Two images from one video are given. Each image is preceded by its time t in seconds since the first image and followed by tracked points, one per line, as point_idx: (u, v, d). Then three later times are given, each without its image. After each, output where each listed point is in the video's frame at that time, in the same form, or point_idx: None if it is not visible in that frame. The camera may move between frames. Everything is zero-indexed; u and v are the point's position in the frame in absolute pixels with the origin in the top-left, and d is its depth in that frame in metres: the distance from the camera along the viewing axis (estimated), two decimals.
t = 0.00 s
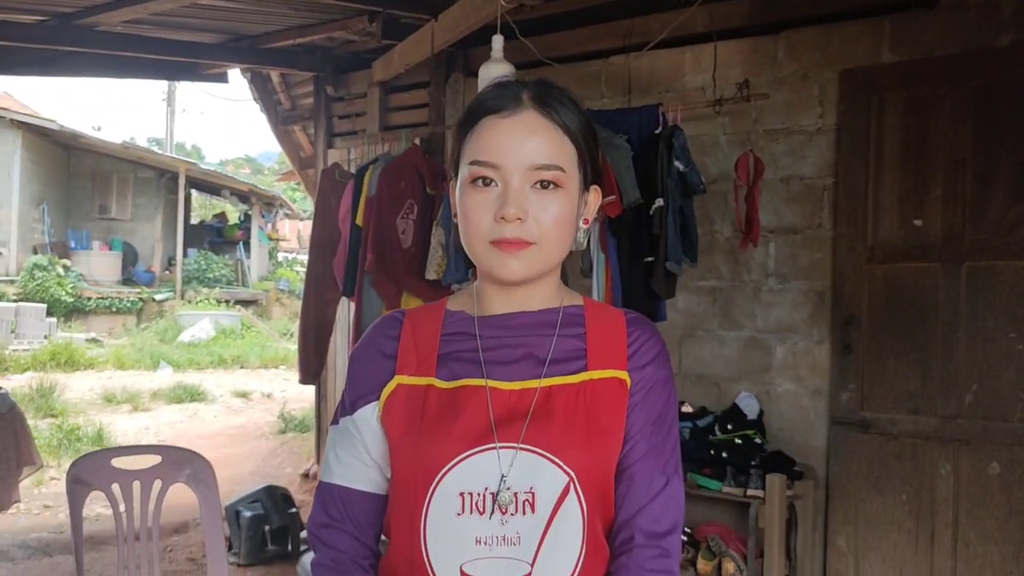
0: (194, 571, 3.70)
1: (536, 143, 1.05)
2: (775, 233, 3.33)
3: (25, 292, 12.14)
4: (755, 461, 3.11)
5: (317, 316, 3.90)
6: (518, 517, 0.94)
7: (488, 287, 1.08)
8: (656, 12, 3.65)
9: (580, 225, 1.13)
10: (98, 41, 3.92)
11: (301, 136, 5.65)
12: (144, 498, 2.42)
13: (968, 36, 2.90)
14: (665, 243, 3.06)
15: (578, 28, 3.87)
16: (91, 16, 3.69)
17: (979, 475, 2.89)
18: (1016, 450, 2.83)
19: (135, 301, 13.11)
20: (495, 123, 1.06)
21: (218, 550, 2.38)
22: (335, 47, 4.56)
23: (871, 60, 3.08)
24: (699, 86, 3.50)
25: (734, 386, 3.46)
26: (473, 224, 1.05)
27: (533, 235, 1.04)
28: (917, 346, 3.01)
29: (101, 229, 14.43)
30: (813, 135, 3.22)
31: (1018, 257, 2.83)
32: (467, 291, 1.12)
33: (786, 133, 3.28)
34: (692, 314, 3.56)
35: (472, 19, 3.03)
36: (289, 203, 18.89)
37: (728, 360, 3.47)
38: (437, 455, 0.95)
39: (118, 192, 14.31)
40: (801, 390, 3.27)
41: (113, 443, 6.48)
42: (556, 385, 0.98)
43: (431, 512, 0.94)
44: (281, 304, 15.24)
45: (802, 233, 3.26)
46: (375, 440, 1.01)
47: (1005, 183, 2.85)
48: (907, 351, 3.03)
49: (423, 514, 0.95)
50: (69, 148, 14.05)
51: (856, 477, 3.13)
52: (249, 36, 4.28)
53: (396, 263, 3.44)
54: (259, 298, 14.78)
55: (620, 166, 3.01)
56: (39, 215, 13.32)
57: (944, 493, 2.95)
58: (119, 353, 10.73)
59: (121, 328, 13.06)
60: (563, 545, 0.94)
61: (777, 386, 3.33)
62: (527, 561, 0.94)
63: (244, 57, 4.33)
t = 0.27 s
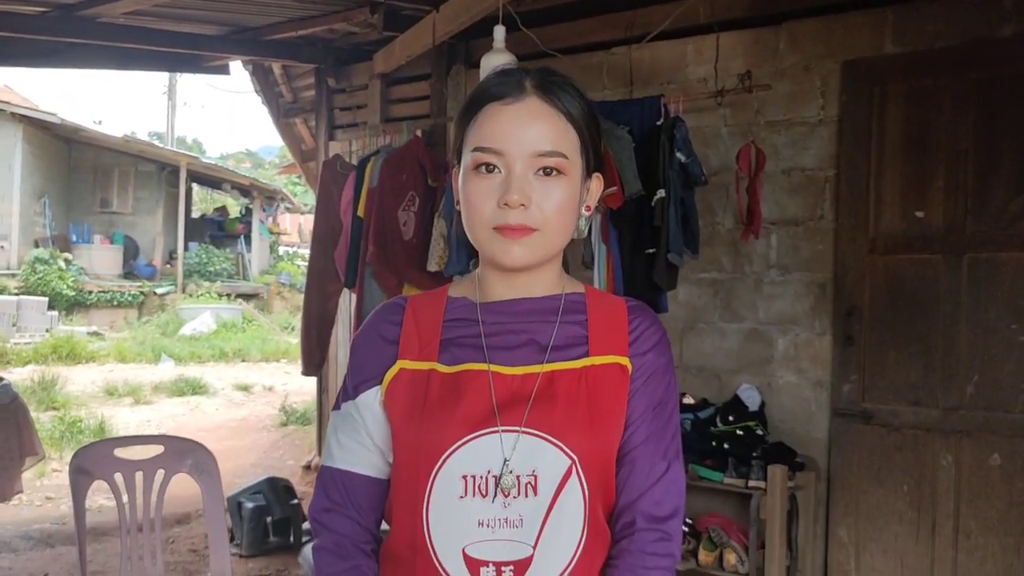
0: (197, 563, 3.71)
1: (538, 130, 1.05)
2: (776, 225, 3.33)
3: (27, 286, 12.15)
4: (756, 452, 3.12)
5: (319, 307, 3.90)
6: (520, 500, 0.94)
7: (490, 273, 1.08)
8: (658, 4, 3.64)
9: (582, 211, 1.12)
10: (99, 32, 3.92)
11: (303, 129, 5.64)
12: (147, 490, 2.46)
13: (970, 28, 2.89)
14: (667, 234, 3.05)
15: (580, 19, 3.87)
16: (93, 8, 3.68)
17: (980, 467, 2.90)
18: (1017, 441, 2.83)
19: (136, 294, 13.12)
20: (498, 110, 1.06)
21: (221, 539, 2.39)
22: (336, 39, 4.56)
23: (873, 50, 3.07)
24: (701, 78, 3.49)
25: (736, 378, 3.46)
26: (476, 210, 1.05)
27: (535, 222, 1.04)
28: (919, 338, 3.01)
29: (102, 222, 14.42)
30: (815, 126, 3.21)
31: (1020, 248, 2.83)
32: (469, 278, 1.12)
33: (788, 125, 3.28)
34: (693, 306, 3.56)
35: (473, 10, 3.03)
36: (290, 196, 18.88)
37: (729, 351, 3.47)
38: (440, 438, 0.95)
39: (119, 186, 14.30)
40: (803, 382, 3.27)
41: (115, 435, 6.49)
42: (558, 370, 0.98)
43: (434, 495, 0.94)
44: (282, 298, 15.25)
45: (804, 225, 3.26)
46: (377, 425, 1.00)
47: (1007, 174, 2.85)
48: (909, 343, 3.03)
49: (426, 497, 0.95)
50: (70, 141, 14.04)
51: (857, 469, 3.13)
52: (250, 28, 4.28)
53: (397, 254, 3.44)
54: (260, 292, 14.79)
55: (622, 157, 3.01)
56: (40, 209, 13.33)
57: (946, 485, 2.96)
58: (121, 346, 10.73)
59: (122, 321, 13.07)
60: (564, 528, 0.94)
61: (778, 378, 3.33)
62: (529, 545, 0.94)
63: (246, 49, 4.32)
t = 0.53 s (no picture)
0: (200, 555, 3.72)
1: (544, 121, 1.05)
2: (778, 218, 3.33)
3: (28, 281, 12.16)
4: (758, 445, 3.12)
5: (320, 300, 3.90)
6: (519, 486, 0.91)
7: (491, 263, 1.08)
8: None
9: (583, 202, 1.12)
10: (101, 26, 3.92)
11: (304, 123, 5.65)
12: (150, 482, 2.44)
13: (973, 20, 2.88)
14: (668, 228, 3.05)
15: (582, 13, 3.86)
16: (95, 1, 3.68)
17: (982, 459, 2.90)
18: (1019, 433, 2.84)
19: (138, 290, 13.14)
20: (503, 100, 1.06)
21: (225, 530, 2.39)
22: (337, 33, 4.56)
23: (875, 44, 3.07)
24: (703, 71, 3.49)
25: (738, 371, 3.46)
26: (480, 200, 1.04)
27: (539, 212, 1.04)
28: (920, 330, 3.01)
29: (103, 218, 14.43)
30: (817, 119, 3.21)
31: (1021, 241, 2.83)
32: (469, 268, 1.12)
33: (790, 118, 3.27)
34: (695, 300, 3.56)
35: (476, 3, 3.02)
36: (291, 192, 18.90)
37: (731, 344, 3.47)
38: (438, 425, 0.92)
39: (120, 181, 14.31)
40: (805, 375, 3.27)
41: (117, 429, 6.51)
42: (557, 357, 0.95)
43: (432, 484, 0.91)
44: (283, 294, 15.28)
45: (806, 218, 3.25)
46: (378, 414, 0.97)
47: (1010, 167, 2.85)
48: (911, 336, 3.03)
49: (424, 485, 0.91)
50: (71, 137, 14.04)
51: (859, 462, 3.13)
52: (251, 22, 4.28)
53: (399, 248, 3.44)
54: (262, 287, 14.81)
55: (623, 150, 3.01)
56: (42, 204, 13.33)
57: (948, 478, 2.96)
58: (123, 341, 10.75)
59: (124, 317, 13.08)
60: (564, 514, 0.91)
61: (780, 371, 3.33)
62: (528, 530, 0.91)
63: (248, 43, 4.32)
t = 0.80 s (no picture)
0: (204, 550, 3.72)
1: (549, 107, 1.05)
2: (781, 211, 3.33)
3: (30, 278, 12.16)
4: (761, 438, 3.11)
5: (323, 295, 3.90)
6: (523, 470, 0.91)
7: (497, 249, 1.08)
8: None
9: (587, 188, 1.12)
10: (103, 22, 3.92)
11: (306, 120, 5.65)
12: (154, 475, 2.44)
13: (977, 13, 2.89)
14: (670, 221, 3.04)
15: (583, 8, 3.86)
16: None
17: (984, 451, 2.90)
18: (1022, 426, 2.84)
19: (140, 287, 13.14)
20: (508, 86, 1.06)
21: (228, 523, 2.40)
22: (339, 29, 4.56)
23: (878, 38, 3.08)
24: (705, 65, 3.49)
25: (740, 364, 3.46)
26: (486, 186, 1.05)
27: (545, 197, 1.04)
28: (923, 323, 3.01)
29: (105, 216, 14.44)
30: (819, 113, 3.21)
31: None
32: (474, 256, 1.12)
33: (792, 111, 3.28)
34: (697, 294, 3.56)
35: None
36: (293, 189, 18.91)
37: (734, 338, 3.47)
38: (443, 410, 0.92)
39: (122, 179, 14.32)
40: (807, 368, 3.27)
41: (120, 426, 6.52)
42: (560, 343, 0.95)
43: (437, 468, 0.91)
44: (285, 291, 15.29)
45: (809, 212, 3.25)
46: (383, 400, 0.97)
47: (1012, 160, 2.85)
48: (913, 329, 3.03)
49: (429, 470, 0.91)
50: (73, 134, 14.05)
51: (862, 456, 3.14)
52: (253, 18, 4.28)
53: (402, 242, 3.44)
54: (263, 284, 14.82)
55: (626, 144, 3.02)
56: (43, 202, 13.34)
57: (950, 471, 2.96)
58: (125, 338, 10.76)
59: (126, 314, 13.09)
60: (568, 497, 0.91)
61: (782, 365, 3.33)
62: (533, 514, 0.90)
63: (250, 39, 4.33)
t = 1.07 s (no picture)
0: (205, 543, 3.73)
1: (551, 91, 1.05)
2: (782, 203, 3.32)
3: (30, 275, 12.17)
4: (762, 430, 3.13)
5: (324, 288, 3.90)
6: (526, 452, 0.91)
7: (500, 234, 1.08)
8: None
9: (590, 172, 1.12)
10: (103, 15, 3.92)
11: (306, 114, 5.65)
12: (156, 467, 2.45)
13: (977, 4, 2.88)
14: (671, 213, 3.05)
15: None
16: None
17: (985, 442, 2.90)
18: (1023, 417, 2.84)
19: (139, 284, 13.14)
20: (511, 71, 1.06)
21: (230, 514, 2.40)
22: (339, 22, 4.55)
23: (879, 29, 3.07)
24: (706, 57, 3.48)
25: (741, 357, 3.46)
26: (489, 170, 1.04)
27: (548, 182, 1.04)
28: (923, 314, 3.01)
29: (105, 212, 14.44)
30: (820, 104, 3.21)
31: None
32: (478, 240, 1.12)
33: (792, 103, 3.27)
34: (698, 286, 3.56)
35: None
36: (292, 185, 18.90)
37: (735, 331, 3.47)
38: (446, 392, 0.92)
39: (121, 175, 14.32)
40: (808, 360, 3.27)
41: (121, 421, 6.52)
42: (564, 325, 0.94)
43: (441, 450, 0.91)
44: (286, 287, 15.29)
45: (810, 204, 3.25)
46: (387, 383, 0.97)
47: (1013, 150, 2.84)
48: (914, 321, 3.03)
49: (432, 452, 0.91)
50: (72, 131, 14.05)
51: (863, 447, 3.14)
52: (253, 11, 4.27)
53: (402, 235, 3.43)
54: (264, 281, 14.82)
55: (626, 136, 3.01)
56: (43, 198, 13.35)
57: (952, 462, 2.96)
58: (125, 335, 10.77)
59: (126, 311, 13.09)
60: (571, 479, 0.90)
61: (783, 357, 3.33)
62: (536, 495, 0.90)
63: (249, 32, 4.32)
